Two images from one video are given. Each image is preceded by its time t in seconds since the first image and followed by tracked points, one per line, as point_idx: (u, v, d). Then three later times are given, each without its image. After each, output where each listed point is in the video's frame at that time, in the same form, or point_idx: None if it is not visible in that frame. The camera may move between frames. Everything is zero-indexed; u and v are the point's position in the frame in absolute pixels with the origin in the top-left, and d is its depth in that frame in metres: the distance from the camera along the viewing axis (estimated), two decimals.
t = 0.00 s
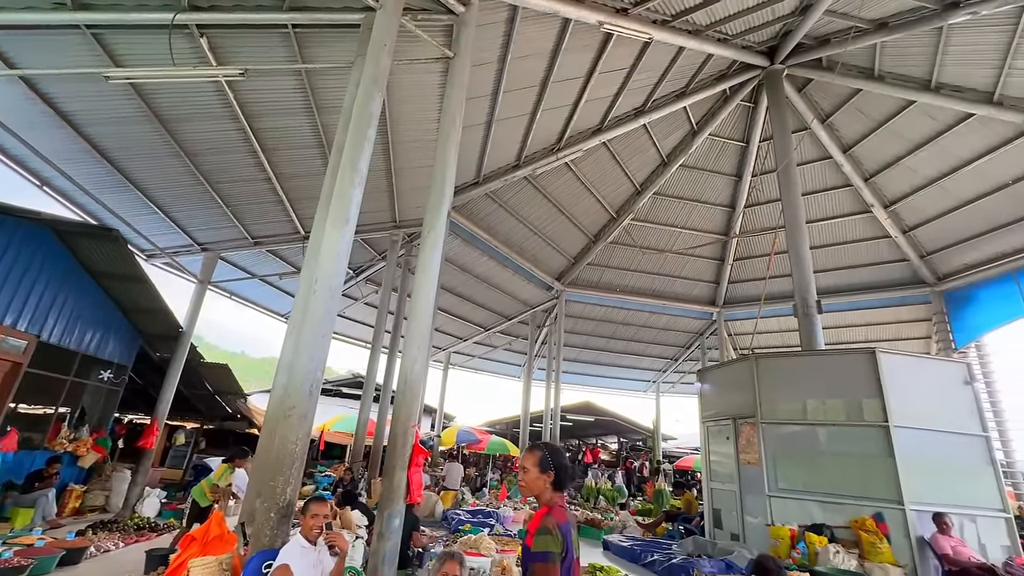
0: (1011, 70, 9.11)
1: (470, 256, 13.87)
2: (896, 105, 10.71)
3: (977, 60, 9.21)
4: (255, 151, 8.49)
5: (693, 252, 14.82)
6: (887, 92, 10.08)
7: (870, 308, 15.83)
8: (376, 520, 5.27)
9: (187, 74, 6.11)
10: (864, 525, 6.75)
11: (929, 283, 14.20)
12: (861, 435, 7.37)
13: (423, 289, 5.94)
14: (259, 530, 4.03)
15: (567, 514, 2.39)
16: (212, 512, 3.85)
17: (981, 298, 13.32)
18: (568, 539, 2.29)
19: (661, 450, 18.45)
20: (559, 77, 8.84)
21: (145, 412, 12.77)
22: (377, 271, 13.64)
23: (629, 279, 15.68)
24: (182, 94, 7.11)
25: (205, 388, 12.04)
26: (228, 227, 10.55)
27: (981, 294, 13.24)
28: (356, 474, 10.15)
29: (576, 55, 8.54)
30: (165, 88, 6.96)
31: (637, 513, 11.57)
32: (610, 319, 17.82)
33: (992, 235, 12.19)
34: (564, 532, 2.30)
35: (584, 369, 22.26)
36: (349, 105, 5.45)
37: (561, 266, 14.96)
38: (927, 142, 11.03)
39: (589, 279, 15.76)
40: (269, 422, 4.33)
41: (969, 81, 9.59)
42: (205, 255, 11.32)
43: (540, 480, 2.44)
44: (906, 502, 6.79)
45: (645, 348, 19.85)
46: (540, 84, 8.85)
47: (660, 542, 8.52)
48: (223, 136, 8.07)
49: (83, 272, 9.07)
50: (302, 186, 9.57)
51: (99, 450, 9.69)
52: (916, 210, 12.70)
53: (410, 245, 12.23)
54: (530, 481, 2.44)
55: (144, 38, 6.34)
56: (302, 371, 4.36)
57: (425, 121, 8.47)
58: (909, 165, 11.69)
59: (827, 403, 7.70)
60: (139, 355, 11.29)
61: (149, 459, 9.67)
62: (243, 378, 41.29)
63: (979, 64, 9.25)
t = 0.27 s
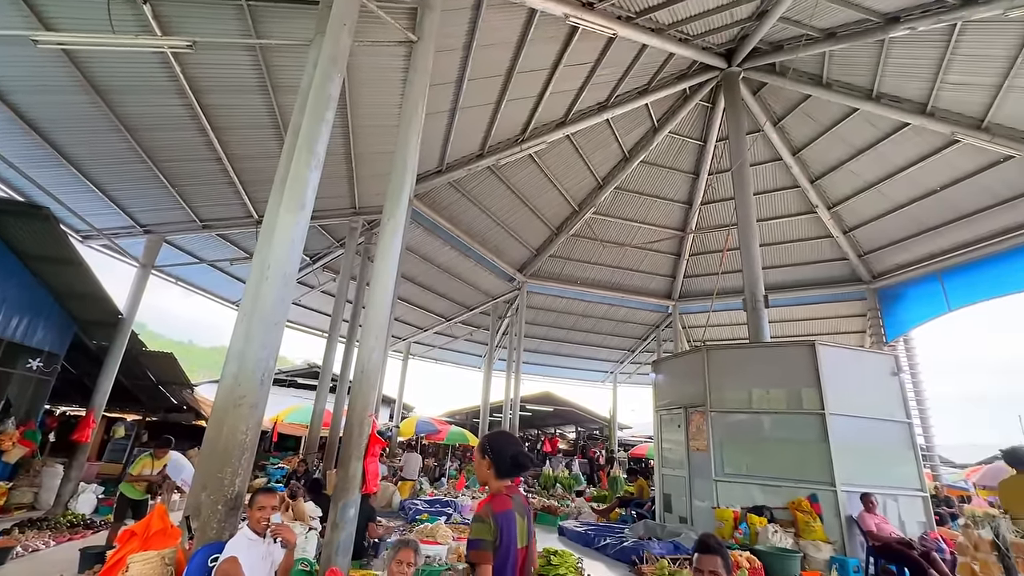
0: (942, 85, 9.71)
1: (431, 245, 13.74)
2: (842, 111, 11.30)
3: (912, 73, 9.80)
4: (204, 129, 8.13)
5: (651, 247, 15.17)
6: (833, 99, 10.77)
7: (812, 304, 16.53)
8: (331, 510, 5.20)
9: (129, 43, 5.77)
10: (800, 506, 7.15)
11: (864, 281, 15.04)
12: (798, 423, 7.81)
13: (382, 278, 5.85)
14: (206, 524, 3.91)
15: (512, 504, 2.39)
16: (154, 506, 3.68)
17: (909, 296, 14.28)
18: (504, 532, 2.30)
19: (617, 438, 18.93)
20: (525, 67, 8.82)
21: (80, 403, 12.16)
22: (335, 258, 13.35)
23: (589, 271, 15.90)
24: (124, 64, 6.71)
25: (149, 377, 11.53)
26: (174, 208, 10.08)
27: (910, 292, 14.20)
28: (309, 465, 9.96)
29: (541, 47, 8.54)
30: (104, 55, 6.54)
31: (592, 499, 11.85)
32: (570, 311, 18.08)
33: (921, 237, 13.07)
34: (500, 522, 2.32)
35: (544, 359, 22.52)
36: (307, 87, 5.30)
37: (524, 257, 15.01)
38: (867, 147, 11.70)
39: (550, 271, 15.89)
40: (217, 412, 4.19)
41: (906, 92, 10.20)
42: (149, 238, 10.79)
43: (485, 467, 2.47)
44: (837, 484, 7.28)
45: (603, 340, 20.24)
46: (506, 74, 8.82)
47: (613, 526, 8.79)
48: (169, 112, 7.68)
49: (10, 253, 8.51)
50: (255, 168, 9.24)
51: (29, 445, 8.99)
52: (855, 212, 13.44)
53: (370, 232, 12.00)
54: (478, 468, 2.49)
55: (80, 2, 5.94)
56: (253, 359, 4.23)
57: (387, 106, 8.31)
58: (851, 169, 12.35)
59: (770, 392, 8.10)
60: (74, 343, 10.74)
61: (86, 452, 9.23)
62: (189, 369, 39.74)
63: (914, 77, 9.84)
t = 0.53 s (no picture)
0: (881, 92, 10.24)
1: (390, 231, 13.49)
2: (792, 111, 11.77)
3: (855, 78, 10.28)
4: (144, 100, 7.66)
5: (609, 238, 15.41)
6: (784, 100, 11.25)
7: (759, 296, 17.20)
8: (282, 499, 5.08)
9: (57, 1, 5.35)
10: (741, 485, 7.49)
11: (807, 274, 15.80)
12: (741, 407, 8.16)
13: (337, 263, 5.70)
14: (145, 517, 3.73)
15: (455, 488, 2.48)
16: (88, 499, 3.55)
17: (845, 290, 15.13)
18: (438, 515, 2.39)
19: (574, 424, 19.32)
20: (489, 52, 8.72)
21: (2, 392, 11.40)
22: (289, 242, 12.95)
23: (549, 261, 16.02)
24: (52, 25, 6.23)
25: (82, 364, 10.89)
26: (110, 183, 9.50)
27: (847, 285, 15.03)
28: (259, 455, 9.69)
29: (505, 33, 8.46)
30: (24, 13, 5.98)
31: (549, 483, 12.04)
32: (530, 300, 18.20)
33: (859, 234, 13.83)
34: (438, 505, 2.43)
35: (503, 347, 22.64)
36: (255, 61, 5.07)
37: (485, 245, 14.96)
38: (814, 147, 12.26)
39: (511, 260, 15.91)
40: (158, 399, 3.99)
41: (848, 96, 10.73)
42: (82, 215, 10.14)
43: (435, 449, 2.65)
44: (775, 464, 7.68)
45: (562, 328, 20.51)
46: (469, 58, 8.69)
47: (567, 509, 9.00)
48: (104, 79, 7.19)
49: None
50: (200, 143, 8.80)
51: None
52: (801, 209, 14.07)
53: (326, 215, 11.66)
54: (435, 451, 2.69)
55: None
56: (198, 343, 4.05)
57: (346, 85, 8.05)
58: (798, 167, 12.91)
59: (718, 378, 8.43)
60: None
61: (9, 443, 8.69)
62: (129, 357, 37.77)
63: (857, 82, 10.34)
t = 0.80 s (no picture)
0: (824, 94, 10.72)
1: (344, 214, 13.10)
2: (743, 108, 12.15)
3: (801, 79, 10.70)
4: (70, 65, 7.09)
5: (567, 227, 15.54)
6: (736, 97, 11.58)
7: (707, 286, 17.79)
8: (226, 491, 4.89)
9: None
10: (686, 465, 7.77)
11: (751, 267, 16.47)
12: (689, 392, 8.45)
13: (287, 246, 5.48)
14: (72, 513, 3.50)
15: (403, 471, 2.68)
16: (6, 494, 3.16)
17: (787, 281, 15.91)
18: (384, 496, 2.62)
19: (529, 411, 19.56)
20: (449, 34, 8.54)
21: None
22: (235, 223, 12.38)
23: (507, 249, 16.01)
24: None
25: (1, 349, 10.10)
26: (31, 153, 8.78)
27: (788, 277, 15.79)
28: (201, 446, 9.30)
29: (465, 16, 8.31)
30: None
31: (504, 468, 12.14)
32: (487, 287, 18.17)
33: (801, 229, 14.53)
34: (387, 486, 2.66)
35: (459, 335, 22.59)
36: (196, 26, 4.72)
37: (443, 231, 14.79)
38: (761, 144, 12.75)
39: (469, 247, 15.81)
40: (87, 387, 3.73)
41: (794, 97, 11.18)
42: None
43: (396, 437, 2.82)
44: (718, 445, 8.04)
45: (519, 316, 20.61)
46: (429, 38, 8.49)
47: (521, 493, 9.12)
48: (22, 40, 6.60)
49: None
50: (134, 114, 8.26)
51: None
52: (748, 203, 14.60)
53: (275, 195, 11.17)
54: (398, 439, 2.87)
55: None
56: (133, 328, 3.82)
57: (297, 59, 7.70)
58: (747, 163, 13.39)
59: (667, 364, 8.69)
60: None
61: None
62: (55, 345, 35.30)
63: (802, 83, 10.78)
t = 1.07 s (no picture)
0: (771, 92, 11.10)
1: (294, 194, 12.57)
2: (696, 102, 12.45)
3: (750, 77, 11.02)
4: None
5: (524, 214, 15.53)
6: (691, 91, 11.80)
7: (659, 274, 18.23)
8: (164, 481, 4.66)
9: None
10: (635, 447, 8.04)
11: (700, 256, 17.01)
12: (639, 375, 8.68)
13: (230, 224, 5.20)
14: None
15: (356, 450, 2.66)
16: None
17: (732, 271, 16.49)
18: (335, 475, 2.61)
19: (484, 396, 19.64)
20: (405, 10, 8.27)
21: None
22: (173, 199, 11.70)
23: (463, 234, 15.86)
24: None
25: None
26: None
27: (732, 267, 16.42)
28: (136, 435, 8.83)
29: None
30: None
31: (458, 453, 12.16)
32: (443, 272, 17.98)
33: (747, 221, 15.10)
34: (340, 463, 2.65)
35: (413, 320, 22.32)
36: None
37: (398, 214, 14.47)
38: (712, 137, 13.11)
39: (425, 231, 15.56)
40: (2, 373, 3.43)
41: (745, 94, 11.52)
42: None
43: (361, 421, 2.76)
44: (665, 427, 8.31)
45: (475, 302, 20.56)
46: (385, 12, 8.18)
47: (475, 476, 9.16)
48: None
49: None
50: (54, 75, 7.61)
51: None
52: (699, 195, 15.00)
53: (217, 171, 10.58)
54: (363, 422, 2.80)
55: None
56: (55, 309, 3.53)
57: (241, 27, 7.27)
58: (698, 156, 13.75)
59: (619, 349, 8.88)
60: None
61: None
62: None
63: (752, 81, 11.11)
